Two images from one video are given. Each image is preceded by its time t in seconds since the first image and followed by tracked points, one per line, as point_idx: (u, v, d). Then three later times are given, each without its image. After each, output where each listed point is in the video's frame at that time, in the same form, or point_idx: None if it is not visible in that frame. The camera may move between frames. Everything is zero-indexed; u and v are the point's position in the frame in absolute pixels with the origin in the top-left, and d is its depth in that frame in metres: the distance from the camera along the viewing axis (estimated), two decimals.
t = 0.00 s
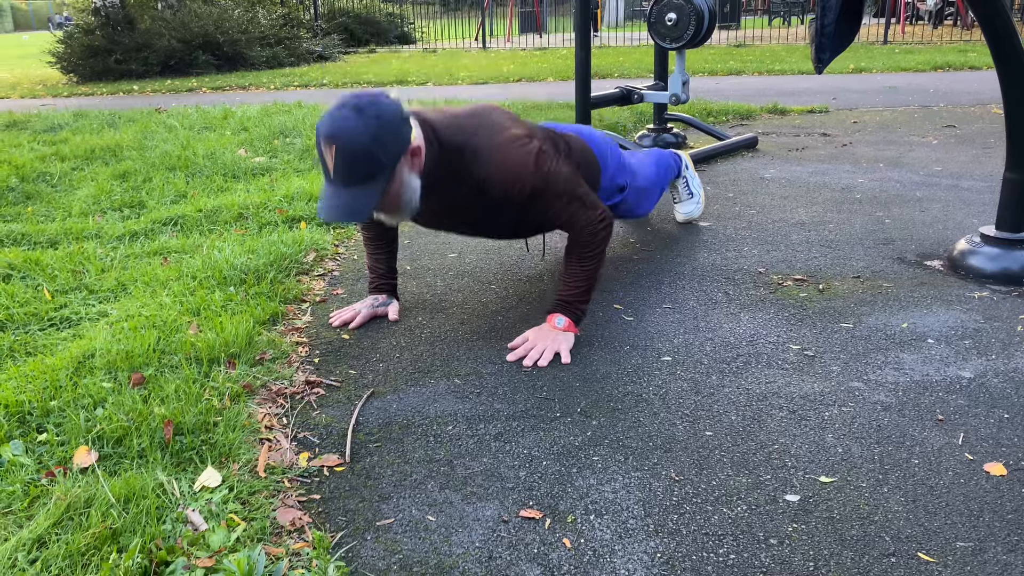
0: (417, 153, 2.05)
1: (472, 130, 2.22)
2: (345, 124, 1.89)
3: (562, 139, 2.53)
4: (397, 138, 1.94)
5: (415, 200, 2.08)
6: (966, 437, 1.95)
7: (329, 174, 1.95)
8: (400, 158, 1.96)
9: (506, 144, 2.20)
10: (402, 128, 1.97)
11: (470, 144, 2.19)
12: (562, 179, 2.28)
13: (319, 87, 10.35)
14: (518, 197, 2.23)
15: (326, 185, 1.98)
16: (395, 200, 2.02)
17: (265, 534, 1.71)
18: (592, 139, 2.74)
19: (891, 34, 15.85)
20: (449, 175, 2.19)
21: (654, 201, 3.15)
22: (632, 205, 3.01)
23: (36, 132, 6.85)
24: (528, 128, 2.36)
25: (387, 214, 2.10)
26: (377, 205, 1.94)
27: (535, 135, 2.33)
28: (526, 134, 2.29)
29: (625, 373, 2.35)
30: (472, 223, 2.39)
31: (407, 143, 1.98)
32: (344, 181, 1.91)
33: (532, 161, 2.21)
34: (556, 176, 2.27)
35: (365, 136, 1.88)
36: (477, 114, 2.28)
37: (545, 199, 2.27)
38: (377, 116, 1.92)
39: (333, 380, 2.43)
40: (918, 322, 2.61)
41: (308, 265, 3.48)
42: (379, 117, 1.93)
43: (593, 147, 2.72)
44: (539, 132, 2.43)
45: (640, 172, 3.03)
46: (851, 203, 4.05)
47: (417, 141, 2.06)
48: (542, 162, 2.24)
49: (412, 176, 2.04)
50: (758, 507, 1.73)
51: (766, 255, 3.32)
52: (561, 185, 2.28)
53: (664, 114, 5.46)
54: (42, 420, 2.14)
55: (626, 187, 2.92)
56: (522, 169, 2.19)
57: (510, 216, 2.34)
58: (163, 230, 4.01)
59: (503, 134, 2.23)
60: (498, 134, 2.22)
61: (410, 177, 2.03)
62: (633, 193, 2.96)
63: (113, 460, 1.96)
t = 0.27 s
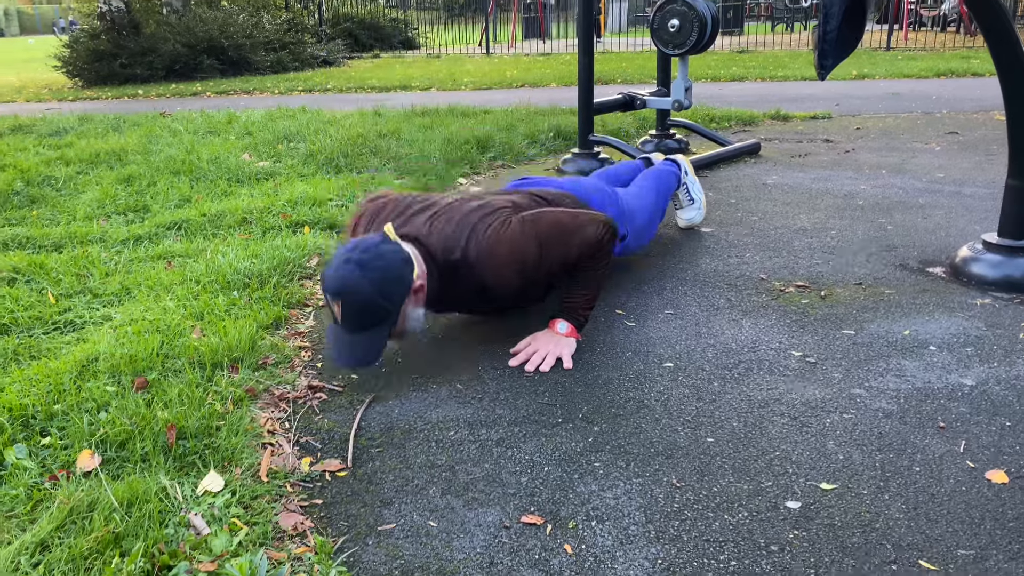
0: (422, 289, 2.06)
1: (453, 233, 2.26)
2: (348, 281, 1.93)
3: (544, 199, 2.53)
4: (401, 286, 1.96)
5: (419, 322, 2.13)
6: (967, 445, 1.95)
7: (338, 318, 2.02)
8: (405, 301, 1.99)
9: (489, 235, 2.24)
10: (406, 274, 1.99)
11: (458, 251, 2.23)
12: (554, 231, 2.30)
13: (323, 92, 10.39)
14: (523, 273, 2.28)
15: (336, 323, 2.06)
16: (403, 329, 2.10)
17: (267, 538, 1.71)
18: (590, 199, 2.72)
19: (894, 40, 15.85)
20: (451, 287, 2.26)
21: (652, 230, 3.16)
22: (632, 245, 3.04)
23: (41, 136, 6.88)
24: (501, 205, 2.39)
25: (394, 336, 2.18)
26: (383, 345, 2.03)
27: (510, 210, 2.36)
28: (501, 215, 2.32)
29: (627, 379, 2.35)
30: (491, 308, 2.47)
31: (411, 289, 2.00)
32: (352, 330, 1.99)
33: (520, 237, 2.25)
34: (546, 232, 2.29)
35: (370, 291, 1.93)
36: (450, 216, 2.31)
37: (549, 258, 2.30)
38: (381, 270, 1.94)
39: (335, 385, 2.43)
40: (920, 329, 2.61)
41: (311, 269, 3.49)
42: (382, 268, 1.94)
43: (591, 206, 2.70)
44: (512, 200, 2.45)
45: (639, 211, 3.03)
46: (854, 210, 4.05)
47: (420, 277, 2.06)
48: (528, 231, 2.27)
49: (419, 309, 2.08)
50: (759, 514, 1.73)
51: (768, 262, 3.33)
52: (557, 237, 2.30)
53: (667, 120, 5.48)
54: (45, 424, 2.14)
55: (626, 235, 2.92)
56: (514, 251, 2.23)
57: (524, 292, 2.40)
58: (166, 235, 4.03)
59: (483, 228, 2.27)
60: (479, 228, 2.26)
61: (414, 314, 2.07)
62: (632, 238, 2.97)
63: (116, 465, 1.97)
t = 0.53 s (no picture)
0: (426, 131, 2.05)
1: (487, 116, 2.22)
2: (353, 103, 1.90)
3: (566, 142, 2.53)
4: (404, 117, 1.94)
5: (422, 176, 2.08)
6: (971, 458, 1.94)
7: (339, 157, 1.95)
8: (409, 135, 1.97)
9: (518, 135, 2.20)
10: (410, 105, 1.97)
11: (485, 128, 2.19)
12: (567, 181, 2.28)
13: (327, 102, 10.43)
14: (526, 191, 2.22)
15: (335, 165, 1.98)
16: (405, 178, 2.03)
17: (270, 548, 1.71)
18: (602, 144, 2.77)
19: (896, 51, 15.91)
20: (458, 160, 2.17)
21: (656, 212, 3.18)
22: (637, 213, 3.04)
23: (46, 144, 6.90)
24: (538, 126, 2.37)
25: (396, 193, 2.11)
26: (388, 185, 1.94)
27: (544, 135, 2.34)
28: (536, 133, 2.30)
29: (630, 390, 2.35)
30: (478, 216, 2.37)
31: (415, 122, 1.98)
32: (353, 165, 1.91)
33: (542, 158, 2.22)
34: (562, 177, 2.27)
35: (374, 115, 1.89)
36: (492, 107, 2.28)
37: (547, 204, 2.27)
38: (385, 95, 1.93)
39: (337, 395, 2.43)
40: (923, 341, 2.61)
41: (314, 279, 3.50)
42: (386, 95, 1.93)
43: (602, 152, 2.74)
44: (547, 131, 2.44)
45: (646, 181, 3.06)
46: (857, 221, 4.06)
47: (426, 120, 2.06)
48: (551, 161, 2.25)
49: (421, 154, 2.05)
50: (762, 526, 1.73)
51: (771, 273, 3.33)
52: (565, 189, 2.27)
53: (670, 131, 5.49)
54: (48, 432, 2.14)
55: (633, 194, 2.94)
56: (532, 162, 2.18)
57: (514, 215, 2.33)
58: (170, 243, 4.04)
59: (515, 124, 2.23)
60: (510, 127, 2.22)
61: (420, 155, 2.04)
62: (638, 201, 2.98)
63: (118, 474, 1.97)
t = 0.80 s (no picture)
0: (437, 108, 2.09)
1: (504, 102, 2.22)
2: (368, 72, 1.95)
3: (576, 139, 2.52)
4: (418, 89, 1.99)
5: (433, 156, 2.13)
6: (975, 466, 1.94)
7: (350, 125, 2.01)
8: (421, 109, 2.01)
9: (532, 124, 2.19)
10: (425, 80, 2.03)
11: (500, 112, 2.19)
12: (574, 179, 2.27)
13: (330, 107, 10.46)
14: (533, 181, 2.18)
15: (346, 134, 2.03)
16: (415, 152, 2.07)
17: (273, 554, 1.71)
18: (607, 140, 2.78)
19: (898, 59, 15.94)
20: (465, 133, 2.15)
21: (660, 212, 3.18)
22: (641, 211, 3.04)
23: (49, 149, 6.93)
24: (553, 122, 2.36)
25: (406, 168, 2.14)
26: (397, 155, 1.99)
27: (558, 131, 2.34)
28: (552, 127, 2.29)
29: (633, 397, 2.35)
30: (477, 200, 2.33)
31: (429, 96, 2.03)
32: (365, 131, 1.98)
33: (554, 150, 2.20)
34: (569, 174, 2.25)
35: (388, 83, 1.94)
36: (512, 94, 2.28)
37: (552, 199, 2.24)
38: (401, 68, 1.98)
39: (340, 400, 2.43)
40: (926, 349, 2.61)
41: (317, 284, 3.50)
42: (401, 68, 1.99)
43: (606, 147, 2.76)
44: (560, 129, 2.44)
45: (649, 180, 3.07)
46: (860, 229, 4.06)
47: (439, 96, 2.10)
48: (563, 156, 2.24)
49: (432, 130, 2.08)
50: (766, 534, 1.73)
51: (774, 280, 3.33)
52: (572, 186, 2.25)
53: (673, 137, 5.50)
54: (52, 437, 2.15)
55: (637, 191, 2.95)
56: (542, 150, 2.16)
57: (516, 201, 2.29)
58: (173, 248, 4.04)
59: (531, 113, 2.23)
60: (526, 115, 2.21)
61: (431, 130, 2.08)
62: (642, 198, 2.98)
63: (122, 478, 1.97)
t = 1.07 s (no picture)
0: (432, 291, 2.06)
1: (471, 240, 2.24)
2: (359, 279, 1.93)
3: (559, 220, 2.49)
4: (412, 287, 1.96)
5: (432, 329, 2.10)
6: (980, 475, 1.94)
7: (349, 325, 2.01)
8: (416, 301, 1.98)
9: (507, 245, 2.21)
10: (416, 273, 1.99)
11: (475, 256, 2.21)
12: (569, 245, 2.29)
13: (333, 112, 10.49)
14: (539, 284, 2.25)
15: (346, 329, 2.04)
16: (414, 334, 2.07)
17: (277, 559, 1.71)
18: (603, 219, 2.73)
19: (901, 67, 15.95)
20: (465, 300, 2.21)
21: (664, 252, 3.18)
22: (644, 266, 3.05)
23: (54, 153, 6.95)
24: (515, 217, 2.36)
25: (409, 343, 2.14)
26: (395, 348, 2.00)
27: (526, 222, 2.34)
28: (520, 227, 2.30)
29: (637, 404, 2.35)
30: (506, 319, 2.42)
31: (422, 287, 2.00)
32: (363, 333, 1.97)
33: (537, 248, 2.23)
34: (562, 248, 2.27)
35: (380, 292, 1.92)
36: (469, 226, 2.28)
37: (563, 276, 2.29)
38: (392, 269, 1.94)
39: (344, 406, 2.44)
40: (930, 357, 2.61)
41: (321, 289, 3.51)
42: (394, 270, 1.95)
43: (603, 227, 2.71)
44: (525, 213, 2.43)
45: (648, 231, 3.04)
46: (863, 237, 4.06)
47: (431, 280, 2.06)
48: (547, 242, 2.26)
49: (430, 311, 2.06)
50: (770, 541, 1.73)
51: (777, 287, 3.33)
52: (572, 254, 2.28)
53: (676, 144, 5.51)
54: (56, 441, 2.15)
55: (637, 254, 2.94)
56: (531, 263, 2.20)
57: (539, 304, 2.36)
58: (177, 253, 4.06)
59: (498, 236, 2.24)
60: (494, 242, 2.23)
61: (427, 314, 2.04)
62: (643, 258, 2.98)
63: (126, 483, 1.97)
